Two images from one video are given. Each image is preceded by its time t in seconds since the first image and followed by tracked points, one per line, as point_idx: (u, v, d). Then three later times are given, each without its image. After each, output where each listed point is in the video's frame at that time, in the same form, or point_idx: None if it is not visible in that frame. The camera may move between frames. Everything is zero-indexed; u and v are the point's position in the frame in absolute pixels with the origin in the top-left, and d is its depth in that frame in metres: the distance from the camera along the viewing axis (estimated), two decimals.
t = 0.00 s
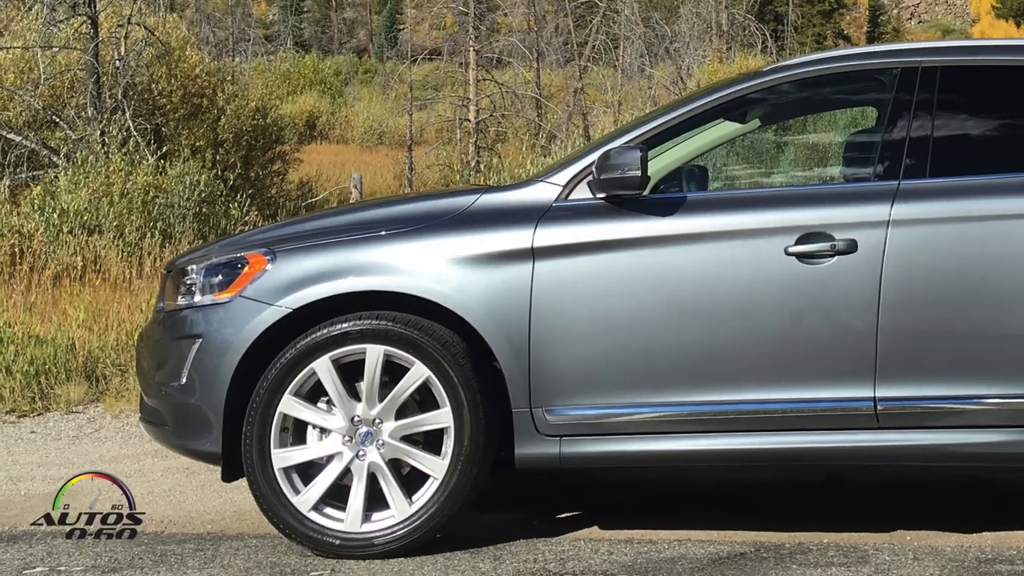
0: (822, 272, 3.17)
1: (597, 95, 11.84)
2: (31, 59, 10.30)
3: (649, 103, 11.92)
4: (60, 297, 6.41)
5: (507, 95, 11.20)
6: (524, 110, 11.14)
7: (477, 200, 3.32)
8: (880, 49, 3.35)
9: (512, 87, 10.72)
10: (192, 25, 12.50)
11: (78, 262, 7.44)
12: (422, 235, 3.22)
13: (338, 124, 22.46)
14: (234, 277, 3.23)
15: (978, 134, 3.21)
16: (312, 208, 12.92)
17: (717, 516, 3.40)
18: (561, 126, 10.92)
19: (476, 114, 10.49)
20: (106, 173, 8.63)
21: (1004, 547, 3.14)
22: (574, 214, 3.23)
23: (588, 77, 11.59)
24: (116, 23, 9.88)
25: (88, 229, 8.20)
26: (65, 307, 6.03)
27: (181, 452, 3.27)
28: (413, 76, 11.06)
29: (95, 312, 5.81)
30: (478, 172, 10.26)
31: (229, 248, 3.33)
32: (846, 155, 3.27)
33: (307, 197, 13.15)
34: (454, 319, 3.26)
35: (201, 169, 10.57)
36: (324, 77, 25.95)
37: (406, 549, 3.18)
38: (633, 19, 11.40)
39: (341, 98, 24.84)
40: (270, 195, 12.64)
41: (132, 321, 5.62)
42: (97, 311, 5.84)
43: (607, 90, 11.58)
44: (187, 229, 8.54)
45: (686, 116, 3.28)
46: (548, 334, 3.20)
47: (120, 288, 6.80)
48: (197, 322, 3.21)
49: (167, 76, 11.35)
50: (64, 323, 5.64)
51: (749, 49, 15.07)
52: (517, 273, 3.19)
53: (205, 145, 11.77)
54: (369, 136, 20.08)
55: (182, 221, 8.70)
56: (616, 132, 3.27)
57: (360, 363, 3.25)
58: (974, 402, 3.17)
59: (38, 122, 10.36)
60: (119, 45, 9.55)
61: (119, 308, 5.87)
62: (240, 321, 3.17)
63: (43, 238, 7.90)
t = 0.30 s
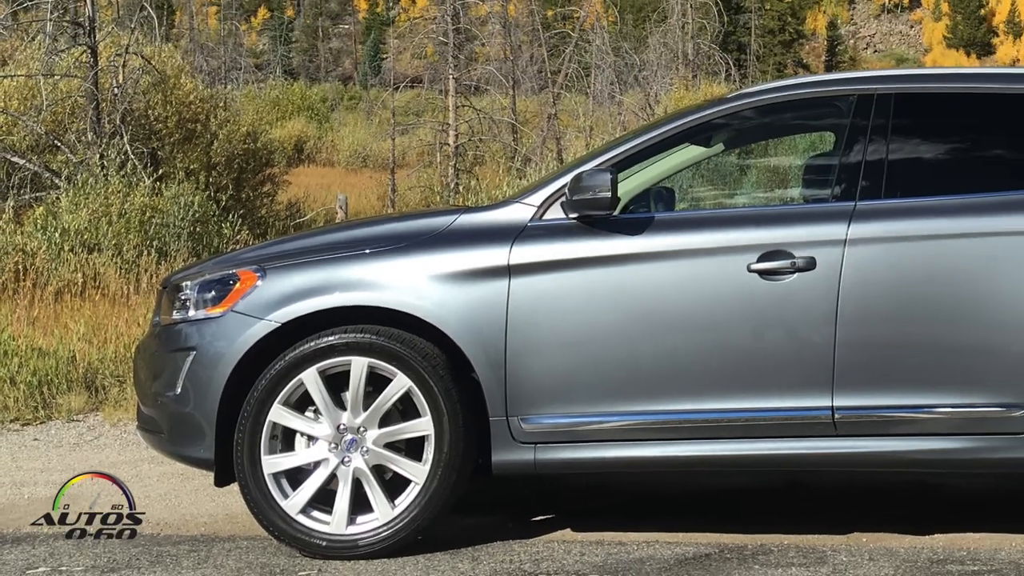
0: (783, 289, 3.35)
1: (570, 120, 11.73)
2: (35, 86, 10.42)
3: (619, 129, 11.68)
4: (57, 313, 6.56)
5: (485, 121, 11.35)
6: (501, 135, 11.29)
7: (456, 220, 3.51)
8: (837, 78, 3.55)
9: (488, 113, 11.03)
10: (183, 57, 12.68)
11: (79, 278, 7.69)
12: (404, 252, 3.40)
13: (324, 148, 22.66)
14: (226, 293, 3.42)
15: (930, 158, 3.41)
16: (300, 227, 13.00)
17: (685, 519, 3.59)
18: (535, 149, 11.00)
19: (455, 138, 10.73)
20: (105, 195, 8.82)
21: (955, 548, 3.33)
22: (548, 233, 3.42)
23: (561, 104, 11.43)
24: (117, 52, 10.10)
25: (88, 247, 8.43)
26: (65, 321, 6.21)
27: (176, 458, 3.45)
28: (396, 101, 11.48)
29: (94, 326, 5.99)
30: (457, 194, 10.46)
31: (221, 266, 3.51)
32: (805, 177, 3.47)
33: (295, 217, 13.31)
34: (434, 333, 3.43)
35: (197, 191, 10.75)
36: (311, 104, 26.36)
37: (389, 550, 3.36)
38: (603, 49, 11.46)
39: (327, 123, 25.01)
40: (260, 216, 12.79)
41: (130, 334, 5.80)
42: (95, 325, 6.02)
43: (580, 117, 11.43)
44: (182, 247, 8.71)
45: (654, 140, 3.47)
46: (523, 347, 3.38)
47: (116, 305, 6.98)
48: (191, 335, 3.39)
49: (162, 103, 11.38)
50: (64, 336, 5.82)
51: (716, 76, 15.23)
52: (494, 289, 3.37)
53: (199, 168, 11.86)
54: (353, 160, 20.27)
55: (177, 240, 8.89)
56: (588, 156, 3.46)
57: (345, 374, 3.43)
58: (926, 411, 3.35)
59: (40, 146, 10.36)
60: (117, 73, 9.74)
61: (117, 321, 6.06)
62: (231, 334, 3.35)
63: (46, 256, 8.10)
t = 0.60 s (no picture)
0: (747, 303, 3.53)
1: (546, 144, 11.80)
2: (38, 111, 10.62)
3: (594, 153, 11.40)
4: (57, 329, 6.74)
5: (464, 145, 11.58)
6: (478, 158, 11.40)
7: (437, 238, 3.70)
8: (799, 103, 3.75)
9: (468, 136, 11.26)
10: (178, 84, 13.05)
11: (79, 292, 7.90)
12: (387, 268, 3.58)
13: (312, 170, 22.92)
14: (219, 307, 3.60)
15: (888, 178, 3.60)
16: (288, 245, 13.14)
17: (656, 523, 3.77)
18: (513, 170, 11.04)
19: (436, 159, 10.91)
20: (104, 215, 9.01)
21: (911, 550, 3.51)
22: (525, 250, 3.60)
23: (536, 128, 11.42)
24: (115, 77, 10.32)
25: (87, 263, 8.63)
26: (66, 334, 6.40)
27: (172, 464, 3.63)
28: (379, 127, 11.53)
29: (94, 339, 6.18)
30: (439, 215, 10.69)
31: (214, 281, 3.70)
32: (768, 198, 3.66)
33: (285, 235, 13.48)
34: (416, 344, 3.61)
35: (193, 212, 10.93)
36: (300, 126, 26.61)
37: (374, 551, 3.54)
38: (576, 74, 11.24)
39: (315, 145, 25.23)
40: (251, 234, 12.94)
41: (128, 346, 5.99)
42: (94, 338, 6.21)
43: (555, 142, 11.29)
44: (178, 264, 8.89)
45: (625, 162, 3.67)
46: (500, 358, 3.56)
47: (115, 318, 7.17)
48: (186, 347, 3.57)
49: (158, 127, 11.69)
50: (64, 349, 6.01)
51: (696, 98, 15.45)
52: (473, 303, 3.55)
53: (192, 189, 12.13)
54: (340, 181, 20.53)
55: (171, 255, 9.05)
56: (562, 176, 3.65)
57: (332, 384, 3.61)
58: (883, 419, 3.53)
59: (43, 167, 10.58)
60: (115, 98, 9.94)
61: (116, 335, 6.25)
62: (224, 346, 3.53)
63: (48, 272, 8.30)
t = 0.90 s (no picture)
0: (715, 315, 3.71)
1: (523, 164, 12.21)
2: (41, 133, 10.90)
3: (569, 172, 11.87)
4: (58, 339, 6.96)
5: (446, 165, 12.94)
6: (459, 178, 12.33)
7: (420, 254, 3.88)
8: (765, 127, 3.95)
9: (451, 157, 12.53)
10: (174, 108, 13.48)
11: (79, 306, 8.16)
12: (373, 283, 3.76)
13: (302, 189, 23.59)
14: (213, 319, 3.78)
15: (849, 198, 3.80)
16: (277, 262, 13.37)
17: (629, 525, 3.95)
18: (493, 191, 11.66)
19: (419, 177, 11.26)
20: (104, 233, 9.27)
21: (871, 551, 3.69)
22: (504, 266, 3.78)
23: (515, 150, 12.00)
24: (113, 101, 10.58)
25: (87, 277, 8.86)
26: (66, 347, 6.61)
27: (167, 469, 3.81)
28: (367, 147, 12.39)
29: (93, 351, 6.39)
30: (423, 231, 11.47)
31: (208, 295, 3.88)
32: (736, 216, 3.84)
33: (274, 252, 13.73)
34: (400, 355, 3.79)
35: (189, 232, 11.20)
36: (290, 147, 26.98)
37: (360, 551, 3.72)
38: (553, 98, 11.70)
39: (303, 166, 25.64)
40: (244, 250, 13.17)
41: (126, 357, 6.19)
42: (94, 350, 6.42)
43: (532, 162, 11.83)
44: (175, 278, 9.14)
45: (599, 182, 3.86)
46: (481, 368, 3.74)
47: (114, 329, 7.42)
48: (181, 358, 3.75)
49: (156, 148, 12.05)
50: (65, 360, 6.21)
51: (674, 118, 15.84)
52: (454, 316, 3.74)
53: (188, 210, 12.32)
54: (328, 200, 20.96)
55: (168, 270, 9.29)
56: (540, 196, 3.84)
57: (320, 393, 3.79)
58: (845, 426, 3.72)
59: (45, 188, 10.81)
60: (114, 121, 10.21)
61: (114, 347, 6.45)
62: (218, 356, 3.71)
63: (50, 287, 8.54)
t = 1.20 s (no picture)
0: (687, 327, 3.89)
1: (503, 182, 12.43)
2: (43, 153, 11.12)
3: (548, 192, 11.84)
4: (59, 350, 7.15)
5: (429, 184, 12.75)
6: (441, 196, 12.52)
7: (405, 268, 4.06)
8: (735, 147, 4.15)
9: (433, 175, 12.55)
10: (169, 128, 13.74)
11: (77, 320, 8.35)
12: (360, 296, 3.95)
13: (293, 207, 23.79)
14: (208, 330, 3.96)
15: (814, 215, 3.99)
16: (269, 275, 13.53)
17: (606, 527, 4.14)
18: (473, 208, 11.91)
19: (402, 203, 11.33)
20: (102, 248, 9.46)
21: (835, 552, 3.88)
22: (485, 280, 3.97)
23: (494, 170, 12.04)
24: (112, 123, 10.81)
25: (85, 290, 9.03)
26: (66, 357, 6.80)
27: (164, 473, 3.99)
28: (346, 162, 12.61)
29: (93, 361, 6.57)
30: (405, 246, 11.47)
31: (203, 307, 4.06)
32: (706, 233, 4.04)
33: (267, 266, 13.90)
34: (386, 365, 3.98)
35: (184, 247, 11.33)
36: (281, 167, 27.21)
37: (347, 552, 3.90)
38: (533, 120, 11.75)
39: (294, 183, 25.82)
40: (237, 264, 13.33)
41: (125, 367, 6.37)
42: (93, 360, 6.60)
43: (511, 181, 11.97)
44: (171, 291, 9.33)
45: (576, 200, 4.05)
46: (463, 378, 3.92)
47: (111, 342, 7.61)
48: (178, 367, 3.94)
49: (154, 167, 12.33)
50: (65, 369, 6.40)
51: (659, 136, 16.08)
52: (437, 327, 3.92)
53: (183, 226, 12.53)
54: (319, 216, 21.28)
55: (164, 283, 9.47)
56: (519, 212, 4.03)
57: (308, 401, 3.97)
58: (811, 433, 3.89)
59: (47, 205, 11.03)
60: (112, 142, 10.43)
61: (113, 357, 6.64)
62: (212, 366, 3.90)
63: (52, 301, 8.73)
